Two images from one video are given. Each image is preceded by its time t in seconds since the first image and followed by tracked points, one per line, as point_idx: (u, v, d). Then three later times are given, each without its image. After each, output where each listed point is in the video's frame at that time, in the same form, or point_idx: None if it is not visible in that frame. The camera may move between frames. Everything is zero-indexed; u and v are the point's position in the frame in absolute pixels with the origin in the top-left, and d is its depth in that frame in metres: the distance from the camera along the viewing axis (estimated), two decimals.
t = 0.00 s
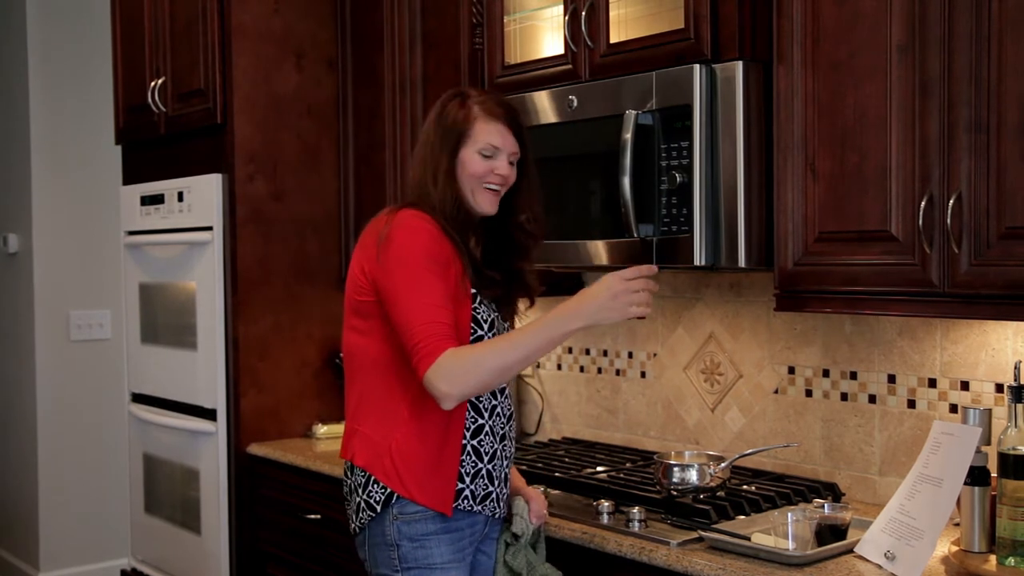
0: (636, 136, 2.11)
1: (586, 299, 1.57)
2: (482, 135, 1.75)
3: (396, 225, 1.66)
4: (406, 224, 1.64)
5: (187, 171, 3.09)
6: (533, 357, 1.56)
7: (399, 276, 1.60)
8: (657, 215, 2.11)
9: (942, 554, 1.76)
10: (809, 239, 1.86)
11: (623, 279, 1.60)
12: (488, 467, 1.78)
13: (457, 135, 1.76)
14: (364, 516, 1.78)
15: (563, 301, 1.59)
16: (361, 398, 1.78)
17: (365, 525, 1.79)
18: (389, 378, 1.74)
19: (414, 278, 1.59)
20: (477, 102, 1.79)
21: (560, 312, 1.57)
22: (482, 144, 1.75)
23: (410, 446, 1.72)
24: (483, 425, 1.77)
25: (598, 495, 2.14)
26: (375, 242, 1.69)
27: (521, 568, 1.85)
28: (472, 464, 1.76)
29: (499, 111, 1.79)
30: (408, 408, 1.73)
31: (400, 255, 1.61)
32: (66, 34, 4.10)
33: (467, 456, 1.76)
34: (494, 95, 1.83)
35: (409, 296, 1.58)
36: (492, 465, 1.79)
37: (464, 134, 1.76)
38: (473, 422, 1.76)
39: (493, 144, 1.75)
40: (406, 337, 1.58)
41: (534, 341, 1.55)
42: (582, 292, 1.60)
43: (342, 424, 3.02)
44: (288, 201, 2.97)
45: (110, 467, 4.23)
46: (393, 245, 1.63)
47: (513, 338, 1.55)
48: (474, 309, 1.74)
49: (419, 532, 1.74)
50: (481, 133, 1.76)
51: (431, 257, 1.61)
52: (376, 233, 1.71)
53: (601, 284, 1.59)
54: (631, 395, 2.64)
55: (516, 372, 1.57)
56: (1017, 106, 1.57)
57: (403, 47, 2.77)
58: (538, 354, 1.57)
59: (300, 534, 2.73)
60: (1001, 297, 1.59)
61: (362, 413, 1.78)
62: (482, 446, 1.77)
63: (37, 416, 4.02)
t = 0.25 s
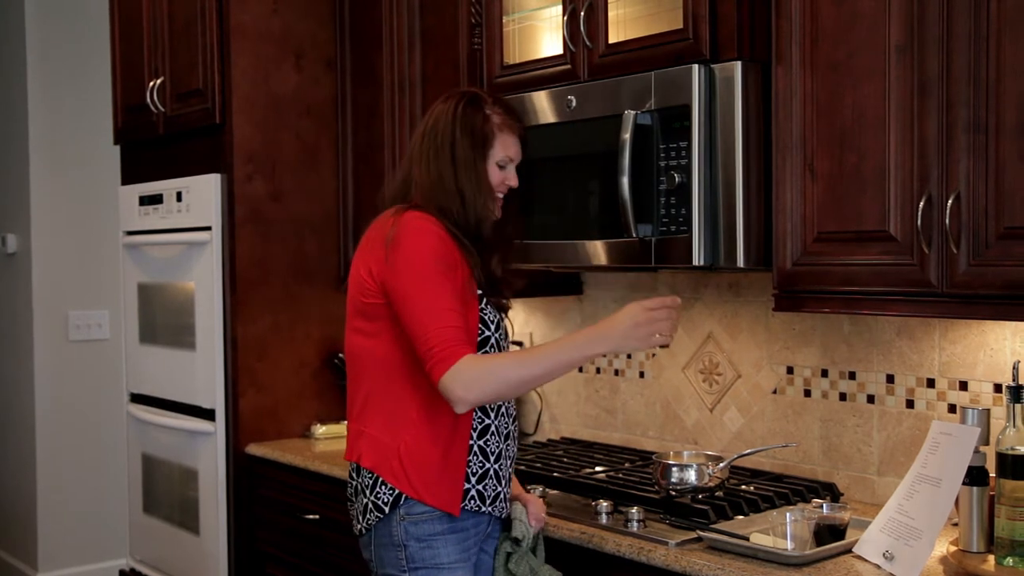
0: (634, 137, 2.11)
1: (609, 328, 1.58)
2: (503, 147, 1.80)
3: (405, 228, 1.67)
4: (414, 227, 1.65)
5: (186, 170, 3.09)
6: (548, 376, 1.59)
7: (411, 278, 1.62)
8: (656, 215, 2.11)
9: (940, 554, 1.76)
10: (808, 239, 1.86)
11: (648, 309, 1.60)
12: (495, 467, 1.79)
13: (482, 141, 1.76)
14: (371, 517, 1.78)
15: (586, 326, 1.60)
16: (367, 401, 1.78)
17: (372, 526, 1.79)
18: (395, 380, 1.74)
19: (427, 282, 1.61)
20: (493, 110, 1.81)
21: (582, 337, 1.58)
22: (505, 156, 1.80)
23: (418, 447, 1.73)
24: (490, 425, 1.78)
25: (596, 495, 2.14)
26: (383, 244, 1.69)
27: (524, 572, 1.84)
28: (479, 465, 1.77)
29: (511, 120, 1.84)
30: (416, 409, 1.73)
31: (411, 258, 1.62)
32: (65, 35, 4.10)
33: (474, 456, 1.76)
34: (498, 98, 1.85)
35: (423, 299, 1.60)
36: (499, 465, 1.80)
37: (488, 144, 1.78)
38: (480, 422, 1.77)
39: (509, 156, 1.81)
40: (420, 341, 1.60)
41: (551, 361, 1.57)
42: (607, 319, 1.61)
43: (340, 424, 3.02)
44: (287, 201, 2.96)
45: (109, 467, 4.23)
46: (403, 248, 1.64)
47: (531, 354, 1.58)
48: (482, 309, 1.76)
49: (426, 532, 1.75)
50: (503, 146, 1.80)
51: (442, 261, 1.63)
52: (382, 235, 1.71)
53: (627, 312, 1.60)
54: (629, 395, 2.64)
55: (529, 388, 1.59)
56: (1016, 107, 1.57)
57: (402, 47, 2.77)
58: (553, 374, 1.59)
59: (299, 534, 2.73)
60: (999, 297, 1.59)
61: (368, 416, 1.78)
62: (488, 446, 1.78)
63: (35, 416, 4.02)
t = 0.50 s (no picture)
0: (630, 137, 2.11)
1: (627, 354, 1.63)
2: (502, 147, 1.80)
3: (411, 226, 1.68)
4: (420, 226, 1.67)
5: (181, 170, 3.09)
6: (559, 388, 1.64)
7: (421, 276, 1.64)
8: (652, 215, 2.11)
9: (935, 554, 1.77)
10: (804, 239, 1.86)
11: (665, 337, 1.65)
12: (498, 466, 1.80)
13: (480, 141, 1.76)
14: (374, 516, 1.78)
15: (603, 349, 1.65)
16: (369, 398, 1.79)
17: (376, 524, 1.79)
18: (400, 378, 1.75)
19: (437, 281, 1.63)
20: (491, 111, 1.81)
21: (599, 358, 1.63)
22: (503, 156, 1.80)
23: (423, 445, 1.73)
24: (493, 423, 1.79)
25: (592, 495, 2.14)
26: (388, 242, 1.70)
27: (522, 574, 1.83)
28: (484, 463, 1.78)
29: (508, 121, 1.84)
30: (421, 408, 1.74)
31: (420, 257, 1.65)
32: (61, 34, 4.10)
33: (478, 455, 1.77)
34: (495, 101, 1.86)
35: (433, 298, 1.63)
36: (502, 464, 1.81)
37: (487, 145, 1.78)
38: (485, 420, 1.78)
39: (508, 156, 1.81)
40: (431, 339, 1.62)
41: (565, 374, 1.63)
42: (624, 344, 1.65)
43: (336, 424, 3.02)
44: (283, 201, 2.96)
45: (104, 467, 4.22)
46: (411, 246, 1.66)
47: (547, 365, 1.63)
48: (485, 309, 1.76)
49: (431, 531, 1.75)
50: (502, 146, 1.80)
51: (450, 259, 1.65)
52: (387, 234, 1.72)
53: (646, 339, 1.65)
54: (625, 395, 2.64)
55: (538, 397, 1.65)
56: (1011, 107, 1.57)
57: (397, 47, 2.77)
58: (564, 387, 1.64)
59: (295, 534, 2.73)
60: (995, 297, 1.59)
61: (371, 414, 1.78)
62: (492, 444, 1.79)
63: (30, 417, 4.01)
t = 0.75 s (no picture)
0: (624, 137, 2.11)
1: (630, 373, 1.69)
2: (468, 131, 1.79)
3: (410, 225, 1.68)
4: (419, 226, 1.67)
5: (174, 170, 3.08)
6: (560, 398, 1.67)
7: (420, 275, 1.64)
8: (646, 215, 2.11)
9: (928, 554, 1.77)
10: (797, 239, 1.86)
11: (666, 359, 1.71)
12: (495, 466, 1.80)
13: (441, 135, 1.78)
14: (370, 516, 1.78)
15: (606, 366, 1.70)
16: (366, 397, 1.78)
17: (371, 523, 1.79)
18: (397, 377, 1.74)
19: (436, 280, 1.63)
20: (461, 101, 1.82)
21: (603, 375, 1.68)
22: (469, 138, 1.78)
23: (420, 444, 1.73)
24: (489, 424, 1.79)
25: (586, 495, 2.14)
26: (387, 241, 1.70)
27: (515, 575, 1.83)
28: (479, 463, 1.77)
29: (487, 108, 1.82)
30: (418, 407, 1.74)
31: (419, 256, 1.64)
32: (54, 34, 4.08)
33: (474, 454, 1.77)
34: (481, 94, 1.86)
35: (433, 297, 1.63)
36: (499, 465, 1.81)
37: (451, 133, 1.79)
38: (481, 420, 1.78)
39: (477, 138, 1.79)
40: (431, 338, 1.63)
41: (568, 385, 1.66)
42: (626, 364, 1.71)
43: (329, 424, 3.02)
44: (276, 202, 2.96)
45: (96, 468, 4.20)
46: (410, 245, 1.66)
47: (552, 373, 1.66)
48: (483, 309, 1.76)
49: (426, 530, 1.75)
50: (467, 130, 1.79)
51: (450, 259, 1.65)
52: (385, 232, 1.72)
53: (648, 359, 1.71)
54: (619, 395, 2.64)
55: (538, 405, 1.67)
56: (1004, 108, 1.57)
57: (391, 48, 2.77)
58: (564, 398, 1.67)
59: (289, 535, 2.72)
60: (987, 298, 1.60)
61: (368, 412, 1.78)
62: (488, 444, 1.78)
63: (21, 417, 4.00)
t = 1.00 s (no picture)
0: (616, 137, 2.11)
1: (621, 377, 1.69)
2: (454, 132, 1.78)
3: (399, 226, 1.68)
4: (409, 226, 1.67)
5: (166, 170, 3.07)
6: (551, 401, 1.66)
7: (409, 276, 1.64)
8: (638, 216, 2.11)
9: (919, 554, 1.77)
10: (789, 239, 1.86)
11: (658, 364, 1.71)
12: (484, 467, 1.80)
13: (426, 136, 1.79)
14: (358, 516, 1.78)
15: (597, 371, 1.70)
16: (356, 397, 1.78)
17: (360, 523, 1.79)
18: (386, 377, 1.74)
19: (425, 281, 1.63)
20: (450, 101, 1.81)
21: (594, 379, 1.68)
22: (454, 140, 1.77)
23: (408, 445, 1.72)
24: (478, 424, 1.78)
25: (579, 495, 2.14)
26: (376, 242, 1.70)
27: None
28: (467, 464, 1.77)
29: (476, 107, 1.80)
30: (406, 408, 1.73)
31: (408, 257, 1.64)
32: (45, 34, 4.07)
33: (463, 455, 1.76)
34: (474, 92, 1.84)
35: (422, 297, 1.63)
36: (488, 465, 1.80)
37: (438, 134, 1.78)
38: (470, 421, 1.77)
39: (462, 140, 1.78)
40: (420, 339, 1.62)
41: (559, 389, 1.66)
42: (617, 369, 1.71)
43: (322, 425, 3.01)
44: (268, 202, 2.95)
45: (87, 468, 4.19)
46: (399, 246, 1.65)
47: (543, 376, 1.66)
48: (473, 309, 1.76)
49: (414, 531, 1.75)
50: (453, 131, 1.78)
51: (439, 260, 1.65)
52: (375, 233, 1.72)
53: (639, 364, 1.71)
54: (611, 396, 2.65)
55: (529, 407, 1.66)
56: (994, 109, 1.57)
57: (383, 47, 2.76)
58: (555, 402, 1.67)
59: (280, 535, 2.72)
60: (978, 298, 1.60)
61: (357, 413, 1.78)
62: (477, 446, 1.78)
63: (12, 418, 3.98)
